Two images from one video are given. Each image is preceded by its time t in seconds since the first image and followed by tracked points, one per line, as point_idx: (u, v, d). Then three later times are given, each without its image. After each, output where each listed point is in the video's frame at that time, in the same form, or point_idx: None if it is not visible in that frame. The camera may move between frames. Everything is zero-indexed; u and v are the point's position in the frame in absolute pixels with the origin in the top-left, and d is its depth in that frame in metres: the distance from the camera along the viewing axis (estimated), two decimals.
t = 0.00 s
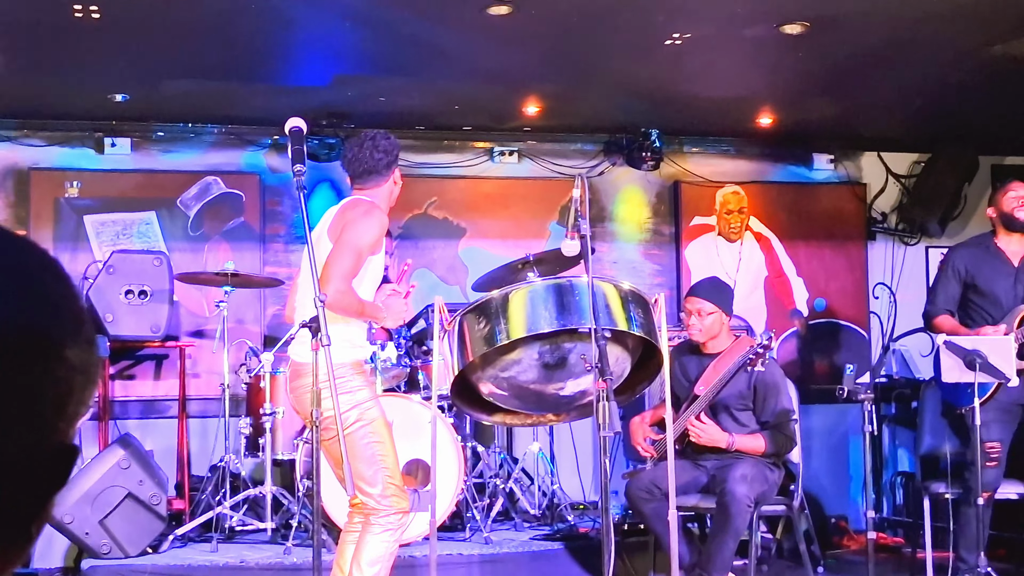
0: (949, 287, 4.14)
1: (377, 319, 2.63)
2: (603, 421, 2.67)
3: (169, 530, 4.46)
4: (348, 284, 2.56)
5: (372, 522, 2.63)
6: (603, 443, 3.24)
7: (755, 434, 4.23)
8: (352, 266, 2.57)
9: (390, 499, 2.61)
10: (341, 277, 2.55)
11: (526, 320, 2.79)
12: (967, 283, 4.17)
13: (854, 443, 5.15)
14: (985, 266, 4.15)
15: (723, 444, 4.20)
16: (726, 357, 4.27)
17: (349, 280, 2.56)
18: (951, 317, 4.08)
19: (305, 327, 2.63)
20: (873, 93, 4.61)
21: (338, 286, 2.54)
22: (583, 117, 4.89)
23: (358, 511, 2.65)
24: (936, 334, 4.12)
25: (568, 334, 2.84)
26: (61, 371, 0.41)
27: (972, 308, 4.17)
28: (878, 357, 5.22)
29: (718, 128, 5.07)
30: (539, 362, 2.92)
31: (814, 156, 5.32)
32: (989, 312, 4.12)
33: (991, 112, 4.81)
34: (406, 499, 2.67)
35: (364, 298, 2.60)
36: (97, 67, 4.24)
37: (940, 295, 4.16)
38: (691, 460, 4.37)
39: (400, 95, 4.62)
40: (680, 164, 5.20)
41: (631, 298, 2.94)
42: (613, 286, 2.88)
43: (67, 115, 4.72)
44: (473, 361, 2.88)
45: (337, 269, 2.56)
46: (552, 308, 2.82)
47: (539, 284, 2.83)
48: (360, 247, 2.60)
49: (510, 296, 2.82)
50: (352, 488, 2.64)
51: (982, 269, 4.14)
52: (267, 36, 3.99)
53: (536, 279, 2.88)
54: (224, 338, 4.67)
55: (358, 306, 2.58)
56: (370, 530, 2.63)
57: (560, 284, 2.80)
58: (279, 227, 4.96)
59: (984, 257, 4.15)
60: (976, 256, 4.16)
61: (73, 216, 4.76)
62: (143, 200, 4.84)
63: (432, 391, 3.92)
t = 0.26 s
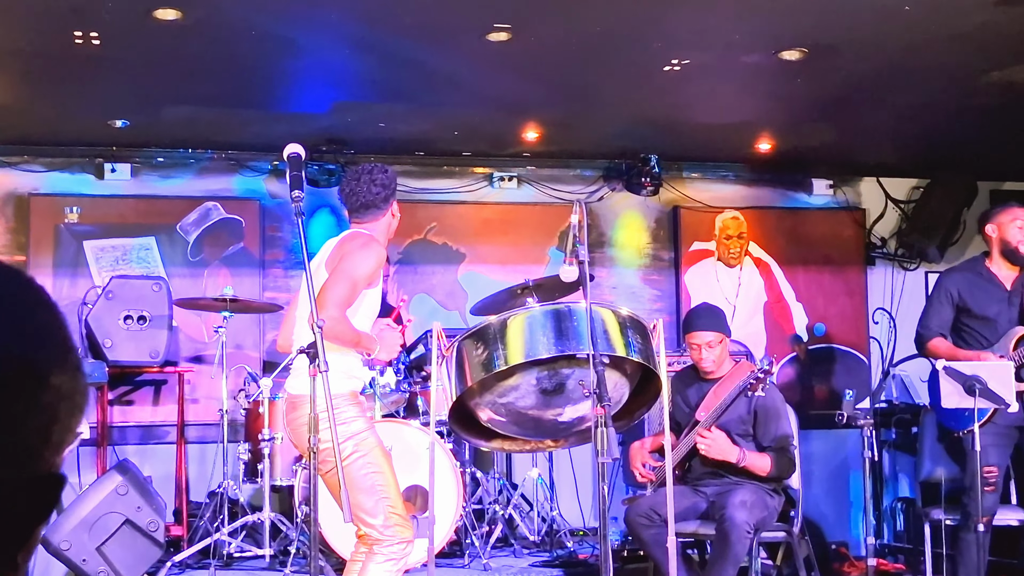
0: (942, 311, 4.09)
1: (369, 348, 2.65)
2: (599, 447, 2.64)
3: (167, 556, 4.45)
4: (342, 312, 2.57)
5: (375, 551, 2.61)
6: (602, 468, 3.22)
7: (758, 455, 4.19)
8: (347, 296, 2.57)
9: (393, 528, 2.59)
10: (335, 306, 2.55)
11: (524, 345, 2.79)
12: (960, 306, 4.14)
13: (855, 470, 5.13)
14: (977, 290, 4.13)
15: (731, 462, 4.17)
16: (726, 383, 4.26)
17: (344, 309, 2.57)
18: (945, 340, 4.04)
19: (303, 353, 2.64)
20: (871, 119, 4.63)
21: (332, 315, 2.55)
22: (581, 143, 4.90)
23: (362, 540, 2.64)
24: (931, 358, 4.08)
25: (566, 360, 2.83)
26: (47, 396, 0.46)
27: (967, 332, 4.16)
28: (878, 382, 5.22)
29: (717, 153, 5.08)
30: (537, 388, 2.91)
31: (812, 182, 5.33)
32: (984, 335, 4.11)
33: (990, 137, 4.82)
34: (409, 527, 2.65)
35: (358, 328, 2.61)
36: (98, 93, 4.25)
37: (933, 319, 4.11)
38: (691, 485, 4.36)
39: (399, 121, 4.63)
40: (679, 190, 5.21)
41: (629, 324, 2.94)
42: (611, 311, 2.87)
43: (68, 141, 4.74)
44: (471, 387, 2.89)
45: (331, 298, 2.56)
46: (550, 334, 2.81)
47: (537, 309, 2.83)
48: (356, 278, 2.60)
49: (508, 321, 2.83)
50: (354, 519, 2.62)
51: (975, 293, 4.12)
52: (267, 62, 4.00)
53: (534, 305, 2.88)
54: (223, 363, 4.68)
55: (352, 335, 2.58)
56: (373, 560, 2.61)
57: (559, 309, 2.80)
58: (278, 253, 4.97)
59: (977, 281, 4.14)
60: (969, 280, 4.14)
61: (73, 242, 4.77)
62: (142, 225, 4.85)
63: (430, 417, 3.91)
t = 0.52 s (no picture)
0: (938, 323, 4.09)
1: (367, 367, 2.65)
2: (594, 457, 2.62)
3: (163, 567, 4.44)
4: (341, 334, 2.56)
5: (379, 566, 2.59)
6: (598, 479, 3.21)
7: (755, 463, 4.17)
8: (346, 316, 2.57)
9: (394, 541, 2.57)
10: (335, 327, 2.55)
11: (520, 355, 2.78)
12: (958, 317, 4.13)
13: (852, 481, 5.13)
14: (975, 301, 4.12)
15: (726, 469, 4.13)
16: (722, 394, 4.25)
17: (343, 330, 2.56)
18: (942, 352, 4.03)
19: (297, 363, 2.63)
20: (867, 129, 4.63)
21: (331, 336, 2.54)
22: (578, 153, 4.90)
23: (366, 556, 2.62)
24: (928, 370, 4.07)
25: (562, 370, 2.82)
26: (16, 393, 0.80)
27: (963, 343, 4.16)
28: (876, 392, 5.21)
29: (714, 164, 5.07)
30: (533, 399, 2.90)
31: (810, 193, 5.33)
32: (982, 347, 4.10)
33: (988, 147, 4.82)
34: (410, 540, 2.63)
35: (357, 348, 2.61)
36: (95, 103, 4.25)
37: (930, 331, 4.10)
38: (688, 496, 4.35)
39: (397, 132, 4.63)
40: (676, 200, 5.21)
41: (625, 334, 2.93)
42: (607, 321, 2.87)
43: (65, 151, 4.74)
44: (467, 397, 2.89)
45: (331, 319, 2.56)
46: (546, 344, 2.81)
47: (534, 319, 2.83)
48: (355, 299, 2.60)
49: (503, 331, 2.83)
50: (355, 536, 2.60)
51: (972, 304, 4.12)
52: (265, 73, 4.00)
53: (531, 315, 2.88)
54: (218, 374, 4.69)
55: (352, 356, 2.59)
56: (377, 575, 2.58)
57: (554, 319, 2.80)
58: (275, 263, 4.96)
59: (974, 292, 4.13)
60: (966, 291, 4.13)
61: (69, 252, 4.76)
62: (139, 236, 4.85)
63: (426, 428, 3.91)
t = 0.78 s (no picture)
0: (947, 317, 4.09)
1: (371, 365, 2.64)
2: (599, 447, 2.63)
3: (166, 560, 4.45)
4: (344, 329, 2.56)
5: (390, 562, 2.58)
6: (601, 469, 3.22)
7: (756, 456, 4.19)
8: (350, 313, 2.57)
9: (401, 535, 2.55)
10: (337, 322, 2.55)
11: (524, 346, 2.78)
12: (965, 311, 4.14)
13: (854, 473, 5.14)
14: (982, 295, 4.13)
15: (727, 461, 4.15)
16: (725, 386, 4.24)
17: (346, 325, 2.56)
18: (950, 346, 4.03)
19: (303, 355, 2.65)
20: (870, 123, 4.63)
21: (333, 330, 2.54)
22: (581, 147, 4.90)
23: (378, 553, 2.61)
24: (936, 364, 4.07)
25: (566, 361, 2.83)
26: None
27: (971, 336, 4.17)
28: (877, 386, 5.23)
29: (716, 157, 5.07)
30: (537, 390, 2.91)
31: (812, 185, 5.33)
32: (990, 340, 4.11)
33: (990, 141, 4.81)
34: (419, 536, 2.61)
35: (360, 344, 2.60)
36: (97, 96, 4.24)
37: (938, 326, 4.10)
38: (692, 488, 4.37)
39: (399, 125, 4.63)
40: (678, 193, 5.22)
41: (629, 326, 2.93)
42: (611, 312, 2.86)
43: (67, 144, 4.73)
44: (471, 388, 2.88)
45: (334, 314, 2.55)
46: (550, 334, 2.81)
47: (537, 310, 2.82)
48: (360, 296, 2.59)
49: (508, 322, 2.83)
50: (363, 530, 2.59)
51: (979, 299, 4.13)
52: (267, 65, 3.99)
53: (535, 305, 2.88)
54: (222, 366, 4.66)
55: (355, 352, 2.57)
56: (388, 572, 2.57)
57: (559, 310, 2.79)
58: (278, 256, 4.95)
59: (980, 287, 4.14)
60: (973, 285, 4.14)
61: (71, 246, 4.75)
62: (141, 229, 4.85)
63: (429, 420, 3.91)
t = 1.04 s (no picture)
0: (951, 306, 4.09)
1: (377, 366, 2.61)
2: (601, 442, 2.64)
3: (169, 554, 4.45)
4: (349, 334, 2.51)
5: (397, 558, 2.59)
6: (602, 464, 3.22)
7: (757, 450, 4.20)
8: (354, 317, 2.53)
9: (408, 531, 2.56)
10: (343, 328, 2.50)
11: (525, 342, 2.79)
12: (969, 300, 4.13)
13: (856, 465, 5.14)
14: (986, 284, 4.12)
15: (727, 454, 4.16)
16: (728, 379, 4.25)
17: (351, 330, 2.51)
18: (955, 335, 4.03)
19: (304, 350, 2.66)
20: (872, 116, 4.63)
21: (339, 337, 2.49)
22: (581, 140, 4.91)
23: (384, 549, 2.62)
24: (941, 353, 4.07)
25: (567, 355, 2.83)
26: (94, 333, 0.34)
27: (976, 326, 4.15)
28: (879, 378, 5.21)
29: (718, 150, 5.08)
30: (538, 384, 2.90)
31: (814, 177, 5.33)
32: (995, 330, 4.10)
33: (992, 133, 4.81)
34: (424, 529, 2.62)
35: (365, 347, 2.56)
36: (99, 90, 4.25)
37: (943, 314, 4.10)
38: (694, 481, 4.37)
39: (400, 119, 4.63)
40: (680, 186, 5.22)
41: (630, 320, 2.93)
42: (611, 307, 2.87)
43: (69, 139, 4.74)
44: (472, 382, 2.89)
45: (338, 320, 2.51)
46: (551, 330, 2.82)
47: (538, 306, 2.82)
48: (364, 299, 2.55)
49: (508, 317, 2.84)
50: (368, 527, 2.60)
51: (984, 287, 4.12)
52: (269, 59, 4.00)
53: (535, 301, 2.88)
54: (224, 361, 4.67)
55: (360, 356, 2.54)
56: (395, 567, 2.58)
57: (559, 305, 2.79)
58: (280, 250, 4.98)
59: (985, 275, 4.13)
60: (978, 274, 4.13)
61: (73, 241, 4.77)
62: (142, 223, 4.85)
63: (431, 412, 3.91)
